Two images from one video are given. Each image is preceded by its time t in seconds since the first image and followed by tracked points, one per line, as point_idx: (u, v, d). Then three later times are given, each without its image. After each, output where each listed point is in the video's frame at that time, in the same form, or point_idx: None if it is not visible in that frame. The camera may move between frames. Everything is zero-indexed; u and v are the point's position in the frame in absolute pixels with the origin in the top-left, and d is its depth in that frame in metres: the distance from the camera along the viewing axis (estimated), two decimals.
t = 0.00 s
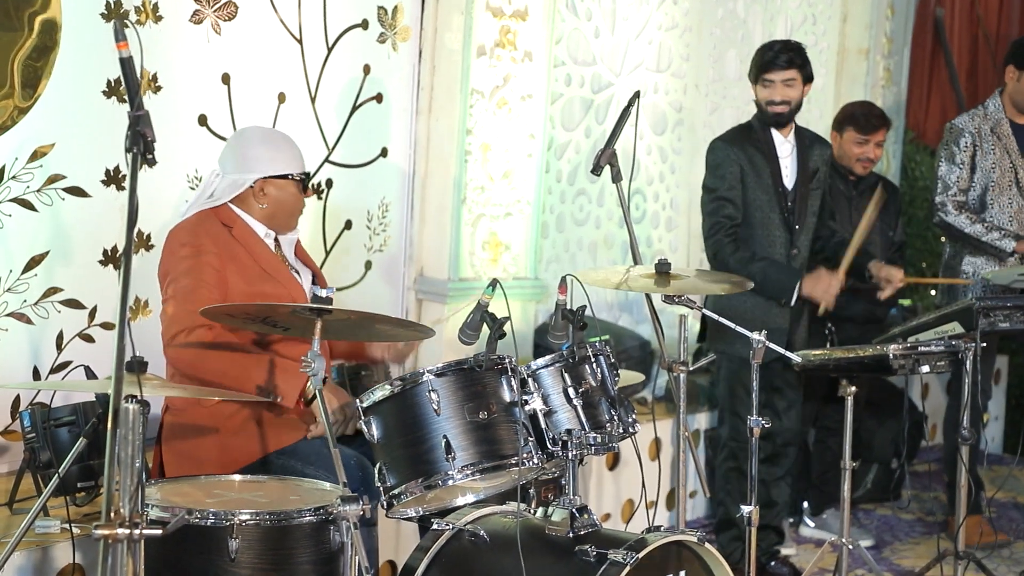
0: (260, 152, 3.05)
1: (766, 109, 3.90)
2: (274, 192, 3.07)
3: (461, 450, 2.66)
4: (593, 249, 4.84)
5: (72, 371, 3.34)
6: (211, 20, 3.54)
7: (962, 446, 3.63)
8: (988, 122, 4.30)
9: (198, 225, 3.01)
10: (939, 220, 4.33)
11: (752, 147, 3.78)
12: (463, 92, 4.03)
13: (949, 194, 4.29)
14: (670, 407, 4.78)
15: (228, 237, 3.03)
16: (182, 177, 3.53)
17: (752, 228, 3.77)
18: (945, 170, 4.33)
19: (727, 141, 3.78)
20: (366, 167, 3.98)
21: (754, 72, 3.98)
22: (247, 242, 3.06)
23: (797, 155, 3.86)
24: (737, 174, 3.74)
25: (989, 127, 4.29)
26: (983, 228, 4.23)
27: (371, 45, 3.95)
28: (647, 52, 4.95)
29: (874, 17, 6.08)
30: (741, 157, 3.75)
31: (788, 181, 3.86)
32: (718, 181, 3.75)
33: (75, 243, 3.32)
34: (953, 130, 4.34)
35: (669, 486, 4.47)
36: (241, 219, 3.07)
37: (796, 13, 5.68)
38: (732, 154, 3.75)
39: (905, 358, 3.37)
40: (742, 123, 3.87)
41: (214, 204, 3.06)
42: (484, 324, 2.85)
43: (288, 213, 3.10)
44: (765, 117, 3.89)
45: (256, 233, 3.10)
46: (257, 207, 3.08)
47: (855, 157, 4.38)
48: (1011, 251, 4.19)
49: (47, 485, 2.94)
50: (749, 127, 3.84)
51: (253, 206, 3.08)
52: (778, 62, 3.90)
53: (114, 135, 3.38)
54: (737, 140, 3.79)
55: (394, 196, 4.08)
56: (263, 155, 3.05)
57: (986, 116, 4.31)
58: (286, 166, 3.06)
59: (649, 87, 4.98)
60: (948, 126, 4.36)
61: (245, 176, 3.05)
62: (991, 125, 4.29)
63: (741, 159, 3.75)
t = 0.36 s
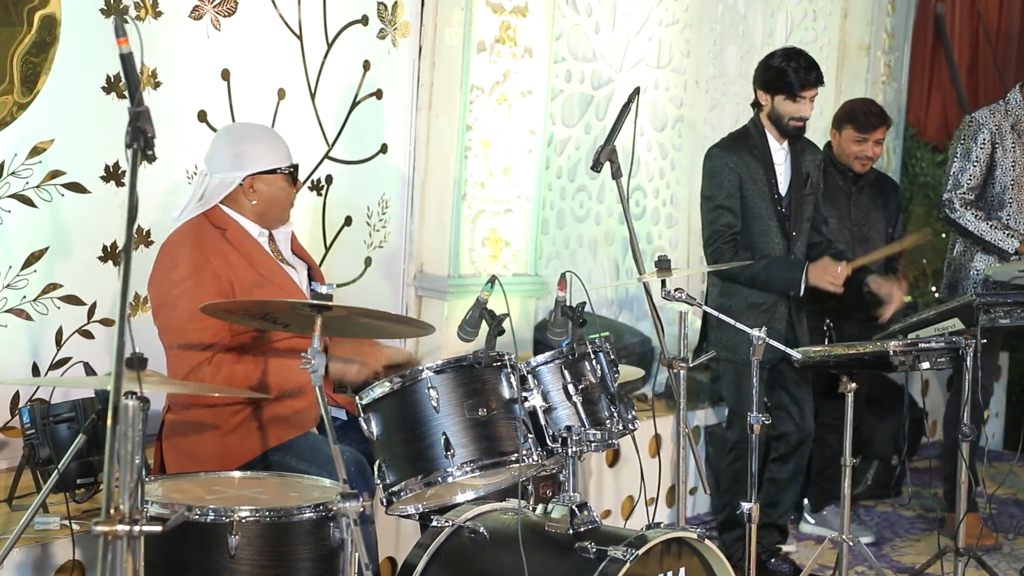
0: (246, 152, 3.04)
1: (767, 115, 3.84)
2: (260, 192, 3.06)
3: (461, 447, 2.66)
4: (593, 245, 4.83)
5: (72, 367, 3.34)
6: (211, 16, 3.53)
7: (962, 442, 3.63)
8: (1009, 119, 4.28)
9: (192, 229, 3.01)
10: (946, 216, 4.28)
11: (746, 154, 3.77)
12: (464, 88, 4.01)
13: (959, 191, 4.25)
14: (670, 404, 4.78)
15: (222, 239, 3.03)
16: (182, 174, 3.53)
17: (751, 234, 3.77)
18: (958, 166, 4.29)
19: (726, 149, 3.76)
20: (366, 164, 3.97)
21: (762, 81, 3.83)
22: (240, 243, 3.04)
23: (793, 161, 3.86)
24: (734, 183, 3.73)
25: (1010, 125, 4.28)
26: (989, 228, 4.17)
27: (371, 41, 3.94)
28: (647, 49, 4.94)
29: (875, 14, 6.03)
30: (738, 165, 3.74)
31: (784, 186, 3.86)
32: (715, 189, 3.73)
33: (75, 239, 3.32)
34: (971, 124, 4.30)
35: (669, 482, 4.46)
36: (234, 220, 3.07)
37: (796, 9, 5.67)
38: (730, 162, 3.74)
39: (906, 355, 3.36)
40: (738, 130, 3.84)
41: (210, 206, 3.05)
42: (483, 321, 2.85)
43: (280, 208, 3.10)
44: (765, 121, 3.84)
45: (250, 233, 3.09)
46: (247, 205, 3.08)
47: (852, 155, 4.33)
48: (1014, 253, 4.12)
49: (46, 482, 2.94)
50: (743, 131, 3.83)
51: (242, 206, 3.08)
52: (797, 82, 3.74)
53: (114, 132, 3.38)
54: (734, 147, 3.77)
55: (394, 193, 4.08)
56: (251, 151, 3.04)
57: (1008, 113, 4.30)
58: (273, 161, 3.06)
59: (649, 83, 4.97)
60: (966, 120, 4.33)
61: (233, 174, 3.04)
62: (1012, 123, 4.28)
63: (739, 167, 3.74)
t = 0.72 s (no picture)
0: (252, 158, 3.04)
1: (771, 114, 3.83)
2: (262, 196, 3.06)
3: (460, 444, 2.66)
4: (592, 243, 4.84)
5: (71, 365, 3.34)
6: (210, 14, 3.53)
7: (960, 440, 3.63)
8: (1000, 115, 4.28)
9: (191, 227, 3.03)
10: (946, 216, 4.27)
11: (750, 149, 3.76)
12: (463, 86, 4.03)
13: (956, 189, 4.24)
14: (669, 402, 4.78)
15: (221, 238, 3.04)
16: (181, 172, 3.53)
17: (754, 232, 3.77)
18: (955, 164, 4.29)
19: (728, 145, 3.75)
20: (365, 162, 3.97)
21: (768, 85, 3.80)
22: (240, 244, 3.05)
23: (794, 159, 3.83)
24: (737, 177, 3.72)
25: (1001, 121, 4.27)
26: (991, 225, 4.14)
27: (371, 39, 3.94)
28: (646, 46, 4.94)
29: (873, 10, 6.03)
30: (742, 160, 3.73)
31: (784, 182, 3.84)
32: (718, 183, 3.73)
33: (73, 237, 3.32)
34: (964, 121, 4.30)
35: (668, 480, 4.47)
36: (236, 222, 3.08)
37: (795, 6, 5.67)
38: (734, 157, 3.72)
39: (904, 352, 3.36)
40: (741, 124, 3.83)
41: (211, 208, 3.08)
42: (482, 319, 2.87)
43: (282, 217, 3.09)
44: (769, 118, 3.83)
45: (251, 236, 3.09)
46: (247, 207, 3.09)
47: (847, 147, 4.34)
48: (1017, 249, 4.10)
49: (45, 480, 2.94)
50: (748, 129, 3.81)
51: (245, 207, 3.08)
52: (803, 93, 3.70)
53: (114, 130, 3.38)
54: (736, 143, 3.76)
55: (393, 192, 4.07)
56: (253, 159, 3.04)
57: (998, 110, 4.29)
58: (277, 173, 3.04)
59: (648, 81, 4.97)
60: (959, 117, 4.32)
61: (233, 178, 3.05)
62: (1003, 118, 4.27)
63: (742, 161, 3.73)
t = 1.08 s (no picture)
0: (239, 151, 3.05)
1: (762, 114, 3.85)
2: (250, 189, 3.06)
3: (458, 444, 2.66)
4: (591, 242, 4.84)
5: (69, 365, 3.34)
6: (209, 14, 3.53)
7: (959, 439, 3.64)
8: (994, 115, 4.28)
9: (193, 227, 3.02)
10: (947, 218, 4.27)
11: (744, 154, 3.76)
12: (462, 86, 4.04)
13: (958, 190, 4.24)
14: (668, 401, 4.79)
15: (222, 240, 3.04)
16: (179, 171, 3.53)
17: (749, 236, 3.78)
18: (953, 165, 4.28)
19: (723, 150, 3.75)
20: (362, 161, 3.96)
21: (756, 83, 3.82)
22: (240, 246, 3.06)
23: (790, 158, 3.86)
24: (732, 183, 3.72)
25: (996, 119, 4.28)
26: (993, 226, 4.14)
27: (369, 39, 3.93)
28: (645, 46, 4.94)
29: (873, 9, 6.01)
30: (737, 165, 3.73)
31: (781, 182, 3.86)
32: (712, 190, 3.73)
33: (72, 237, 3.32)
34: (958, 122, 4.30)
35: (667, 479, 4.47)
36: (235, 220, 3.09)
37: (794, 6, 5.67)
38: (729, 162, 3.73)
39: (903, 351, 3.37)
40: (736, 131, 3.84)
41: (208, 208, 3.08)
42: (480, 317, 2.87)
43: (274, 209, 3.09)
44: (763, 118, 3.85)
45: (250, 234, 3.11)
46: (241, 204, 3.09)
47: (836, 144, 4.39)
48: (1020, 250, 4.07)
49: (44, 480, 2.94)
50: (741, 133, 3.82)
51: (236, 203, 3.09)
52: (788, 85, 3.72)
53: (113, 130, 3.38)
54: (731, 149, 3.76)
55: (392, 192, 4.06)
56: (240, 152, 3.05)
57: (991, 109, 4.30)
58: (263, 164, 3.05)
59: (647, 81, 4.97)
60: (953, 118, 4.32)
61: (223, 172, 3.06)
62: (997, 118, 4.28)
63: (736, 167, 3.73)
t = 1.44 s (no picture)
0: (240, 152, 3.04)
1: (780, 118, 3.83)
2: (249, 192, 3.05)
3: (457, 444, 2.66)
4: (590, 242, 4.84)
5: (67, 365, 3.34)
6: (207, 13, 3.53)
7: (958, 439, 3.64)
8: (985, 114, 4.28)
9: (188, 224, 3.02)
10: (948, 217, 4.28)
11: (758, 147, 3.75)
12: (461, 87, 4.04)
13: (956, 188, 4.25)
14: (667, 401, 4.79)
15: (216, 236, 3.04)
16: (177, 170, 3.52)
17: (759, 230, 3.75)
18: (949, 162, 4.29)
19: (739, 143, 3.75)
20: (361, 162, 3.96)
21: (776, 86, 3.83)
22: (235, 243, 3.06)
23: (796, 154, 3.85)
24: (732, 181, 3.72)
25: (987, 119, 4.27)
26: (993, 225, 4.15)
27: (368, 39, 3.93)
28: (643, 46, 4.94)
29: (870, 10, 5.97)
30: (754, 158, 3.72)
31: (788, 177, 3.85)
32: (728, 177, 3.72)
33: (70, 236, 3.32)
34: (950, 122, 4.30)
35: (666, 479, 4.48)
36: (232, 219, 3.09)
37: (792, 6, 5.68)
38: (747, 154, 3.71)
39: (901, 351, 3.37)
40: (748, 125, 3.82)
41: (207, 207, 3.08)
42: (480, 318, 2.84)
43: (272, 213, 3.07)
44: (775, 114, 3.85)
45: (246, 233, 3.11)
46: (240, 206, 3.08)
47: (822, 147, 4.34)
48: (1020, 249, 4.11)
49: (42, 480, 2.94)
50: (752, 128, 3.80)
51: (235, 203, 3.08)
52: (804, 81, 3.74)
53: (111, 130, 3.38)
54: (747, 141, 3.75)
55: (391, 191, 4.06)
56: (240, 154, 3.03)
57: (982, 109, 4.29)
58: (262, 168, 3.03)
59: (645, 81, 4.97)
60: (945, 118, 4.33)
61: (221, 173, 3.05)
62: (988, 117, 4.28)
63: (753, 161, 3.71)
